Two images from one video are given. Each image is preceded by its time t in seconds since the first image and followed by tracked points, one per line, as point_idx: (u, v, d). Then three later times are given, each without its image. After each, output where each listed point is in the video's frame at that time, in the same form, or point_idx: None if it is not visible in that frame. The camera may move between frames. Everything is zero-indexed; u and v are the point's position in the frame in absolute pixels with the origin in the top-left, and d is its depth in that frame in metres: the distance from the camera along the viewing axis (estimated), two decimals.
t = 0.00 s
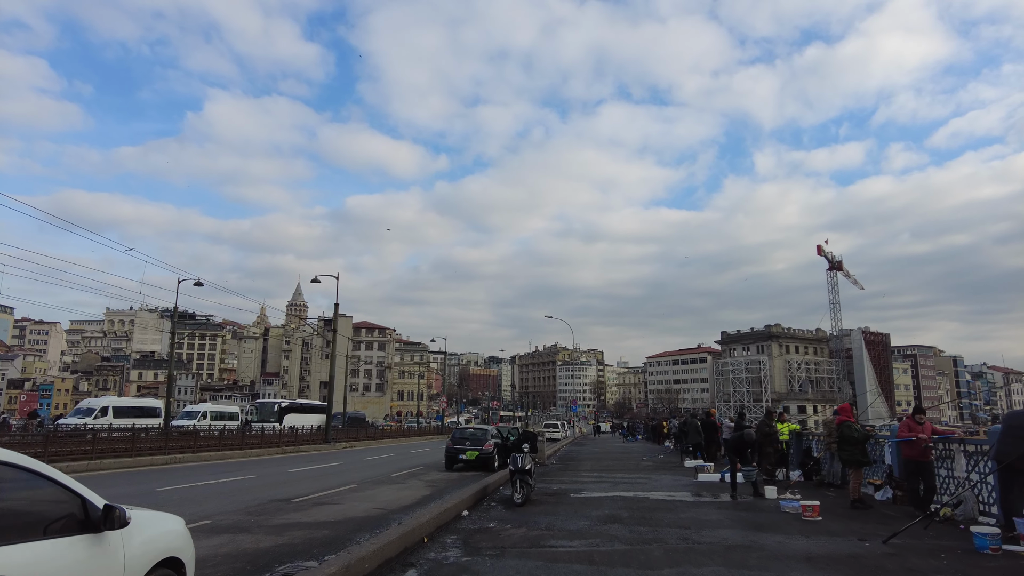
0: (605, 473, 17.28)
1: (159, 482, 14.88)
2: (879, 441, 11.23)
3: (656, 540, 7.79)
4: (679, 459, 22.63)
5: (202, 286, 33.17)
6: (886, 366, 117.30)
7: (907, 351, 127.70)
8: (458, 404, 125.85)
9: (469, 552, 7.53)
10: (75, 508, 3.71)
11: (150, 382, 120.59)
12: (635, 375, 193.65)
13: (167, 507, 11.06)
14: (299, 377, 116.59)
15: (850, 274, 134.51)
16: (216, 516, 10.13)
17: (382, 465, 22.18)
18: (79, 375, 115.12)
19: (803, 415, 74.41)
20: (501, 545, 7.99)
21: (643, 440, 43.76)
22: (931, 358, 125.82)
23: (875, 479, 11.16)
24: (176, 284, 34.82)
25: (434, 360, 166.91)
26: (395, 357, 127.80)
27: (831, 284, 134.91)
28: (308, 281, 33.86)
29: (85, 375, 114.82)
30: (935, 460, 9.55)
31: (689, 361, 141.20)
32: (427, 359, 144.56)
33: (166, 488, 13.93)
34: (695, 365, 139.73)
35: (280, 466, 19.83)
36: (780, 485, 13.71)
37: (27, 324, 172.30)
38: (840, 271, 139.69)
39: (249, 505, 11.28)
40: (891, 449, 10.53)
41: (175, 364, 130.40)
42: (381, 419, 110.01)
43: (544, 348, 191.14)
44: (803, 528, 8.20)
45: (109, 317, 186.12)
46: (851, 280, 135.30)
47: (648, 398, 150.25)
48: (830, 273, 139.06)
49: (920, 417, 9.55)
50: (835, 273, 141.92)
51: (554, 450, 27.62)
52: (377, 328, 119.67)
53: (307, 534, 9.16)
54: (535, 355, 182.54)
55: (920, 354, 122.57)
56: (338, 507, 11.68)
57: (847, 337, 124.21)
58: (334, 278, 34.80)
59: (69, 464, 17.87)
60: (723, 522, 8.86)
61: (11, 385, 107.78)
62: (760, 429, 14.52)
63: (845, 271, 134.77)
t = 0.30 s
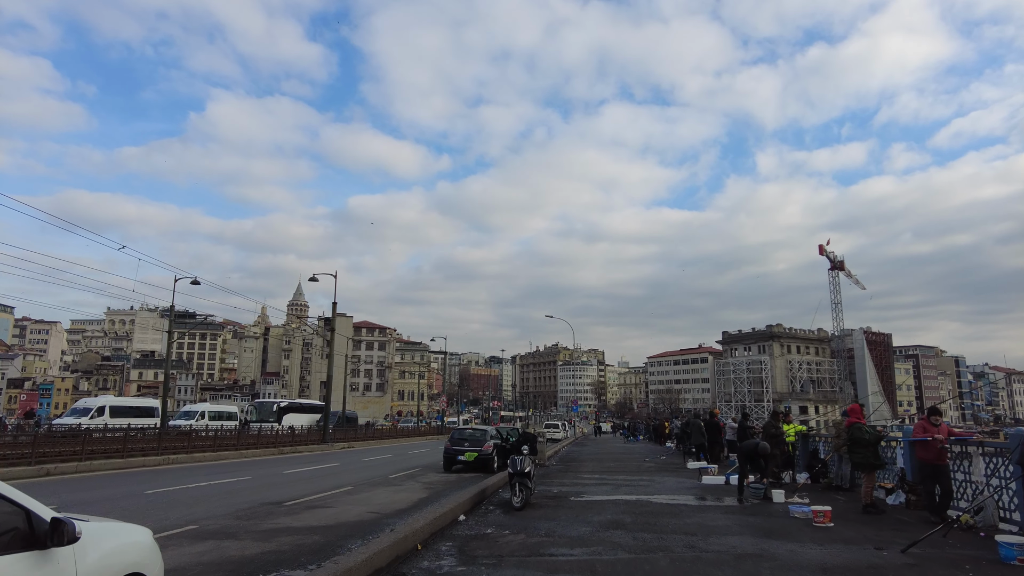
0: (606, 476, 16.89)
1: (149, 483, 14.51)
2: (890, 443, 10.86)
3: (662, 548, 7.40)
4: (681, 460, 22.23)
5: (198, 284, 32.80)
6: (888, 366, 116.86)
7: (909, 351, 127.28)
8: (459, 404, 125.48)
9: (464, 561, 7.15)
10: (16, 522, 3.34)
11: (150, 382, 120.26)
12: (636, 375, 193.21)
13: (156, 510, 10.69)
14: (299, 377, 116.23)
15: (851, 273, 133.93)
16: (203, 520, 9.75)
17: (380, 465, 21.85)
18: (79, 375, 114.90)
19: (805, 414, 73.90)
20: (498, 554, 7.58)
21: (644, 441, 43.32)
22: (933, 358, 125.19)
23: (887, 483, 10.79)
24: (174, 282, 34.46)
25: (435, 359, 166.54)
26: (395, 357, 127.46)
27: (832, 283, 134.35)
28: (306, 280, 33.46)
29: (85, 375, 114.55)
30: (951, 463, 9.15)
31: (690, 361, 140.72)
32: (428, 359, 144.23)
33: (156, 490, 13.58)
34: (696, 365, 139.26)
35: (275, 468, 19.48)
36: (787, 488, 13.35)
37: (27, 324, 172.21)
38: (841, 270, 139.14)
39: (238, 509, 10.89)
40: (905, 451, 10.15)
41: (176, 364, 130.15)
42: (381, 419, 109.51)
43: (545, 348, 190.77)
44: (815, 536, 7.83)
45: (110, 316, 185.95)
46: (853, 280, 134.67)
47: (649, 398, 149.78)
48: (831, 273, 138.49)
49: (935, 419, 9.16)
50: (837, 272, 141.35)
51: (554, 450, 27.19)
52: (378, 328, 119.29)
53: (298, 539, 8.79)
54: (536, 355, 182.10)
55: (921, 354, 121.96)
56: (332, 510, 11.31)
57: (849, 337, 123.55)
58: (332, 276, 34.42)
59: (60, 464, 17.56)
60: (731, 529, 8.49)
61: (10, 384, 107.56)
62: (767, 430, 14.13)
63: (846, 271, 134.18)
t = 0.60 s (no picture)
0: (606, 476, 16.55)
1: (138, 483, 14.19)
2: (897, 442, 10.51)
3: (664, 551, 7.04)
4: (680, 461, 21.90)
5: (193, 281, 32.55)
6: (887, 366, 116.61)
7: (908, 351, 127.07)
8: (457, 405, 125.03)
9: (454, 566, 6.79)
10: None
11: (147, 382, 119.68)
12: (634, 375, 192.98)
13: (138, 512, 10.29)
14: (297, 377, 115.79)
15: (851, 274, 133.68)
16: (186, 521, 9.36)
17: (375, 466, 21.51)
18: (76, 375, 114.35)
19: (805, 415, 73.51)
20: (489, 558, 7.20)
21: (643, 442, 42.97)
22: (932, 358, 125.00)
23: (895, 483, 10.45)
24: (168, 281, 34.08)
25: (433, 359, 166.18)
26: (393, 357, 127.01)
27: (831, 284, 134.15)
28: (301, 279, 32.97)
29: (82, 375, 113.98)
30: (964, 462, 8.76)
31: (689, 361, 140.43)
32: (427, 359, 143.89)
33: (145, 489, 13.24)
34: (695, 365, 138.98)
35: (267, 469, 19.09)
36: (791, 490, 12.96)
37: (24, 324, 171.50)
38: (841, 271, 138.90)
39: (225, 510, 10.52)
40: (915, 449, 9.81)
41: (173, 364, 129.65)
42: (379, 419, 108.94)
43: (544, 348, 190.43)
44: (824, 539, 7.49)
45: (107, 317, 185.20)
46: (852, 280, 134.43)
47: (648, 398, 149.46)
48: (830, 273, 138.28)
49: (947, 416, 8.79)
50: (836, 272, 141.13)
51: (551, 451, 26.84)
52: (376, 328, 118.84)
53: (283, 543, 8.40)
54: (535, 356, 181.77)
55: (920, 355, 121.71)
56: (322, 511, 10.97)
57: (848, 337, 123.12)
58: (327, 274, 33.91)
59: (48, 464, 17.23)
60: (734, 531, 8.18)
61: (7, 385, 107.01)
62: (770, 429, 13.78)
63: (845, 271, 133.97)
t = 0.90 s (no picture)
0: (607, 479, 16.16)
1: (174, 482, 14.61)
2: (910, 444, 10.14)
3: (670, 562, 6.64)
4: (682, 463, 21.49)
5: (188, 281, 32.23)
6: (887, 365, 116.39)
7: (908, 351, 126.96)
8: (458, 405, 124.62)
9: None
10: None
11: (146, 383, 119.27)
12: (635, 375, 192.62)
13: (123, 518, 9.88)
14: (296, 378, 115.47)
15: (851, 273, 133.34)
16: (170, 529, 8.98)
17: (371, 468, 21.07)
18: (75, 376, 114.06)
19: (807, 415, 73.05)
20: (484, 570, 6.76)
21: (643, 443, 42.59)
22: (933, 357, 124.63)
23: (908, 488, 10.06)
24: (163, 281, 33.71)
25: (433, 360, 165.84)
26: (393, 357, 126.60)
27: (832, 283, 133.84)
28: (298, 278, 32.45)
29: (80, 375, 113.60)
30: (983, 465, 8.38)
31: (689, 361, 140.06)
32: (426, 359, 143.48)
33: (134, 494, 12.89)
34: (696, 365, 138.61)
35: (259, 471, 18.66)
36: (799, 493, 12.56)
37: (23, 325, 171.11)
38: (841, 270, 138.66)
39: (211, 517, 10.12)
40: (930, 453, 9.42)
41: (172, 365, 129.18)
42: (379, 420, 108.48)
43: (544, 348, 190.10)
44: (839, 549, 7.08)
45: (106, 317, 184.85)
46: (853, 280, 134.09)
47: (648, 398, 149.06)
48: (831, 273, 137.99)
49: (966, 418, 8.41)
50: (836, 272, 140.80)
51: (551, 452, 26.45)
52: (376, 328, 118.46)
53: (269, 552, 8.00)
54: (535, 356, 181.39)
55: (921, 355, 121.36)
56: (313, 517, 10.57)
57: (849, 337, 122.70)
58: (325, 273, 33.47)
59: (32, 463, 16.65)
60: (743, 540, 7.77)
61: (6, 385, 106.61)
62: (777, 431, 13.41)
63: (846, 271, 133.66)
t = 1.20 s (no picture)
0: (609, 479, 15.82)
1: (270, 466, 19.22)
2: (928, 442, 9.71)
3: (679, 568, 6.27)
4: (686, 462, 21.11)
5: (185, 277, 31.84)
6: (891, 364, 115.61)
7: (912, 350, 126.09)
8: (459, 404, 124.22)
9: None
10: None
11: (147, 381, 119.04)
12: (637, 374, 192.28)
13: (107, 518, 9.53)
14: (298, 376, 115.18)
15: (855, 272, 132.71)
16: (154, 530, 8.60)
17: (369, 466, 20.68)
18: (76, 374, 113.90)
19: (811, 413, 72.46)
20: None
21: (647, 441, 42.24)
22: (936, 356, 124.00)
23: (925, 490, 9.66)
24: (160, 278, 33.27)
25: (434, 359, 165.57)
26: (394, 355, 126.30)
27: (835, 282, 133.29)
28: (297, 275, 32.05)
29: (81, 374, 113.38)
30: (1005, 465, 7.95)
31: (691, 360, 139.55)
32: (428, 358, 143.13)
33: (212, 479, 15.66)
34: (698, 364, 138.13)
35: (254, 469, 18.30)
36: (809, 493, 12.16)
37: (25, 323, 171.18)
38: (845, 269, 138.00)
39: (198, 517, 9.73)
40: (948, 452, 9.02)
41: (174, 363, 129.06)
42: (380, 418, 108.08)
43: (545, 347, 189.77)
44: (856, 553, 6.70)
45: (108, 316, 184.79)
46: (856, 279, 133.47)
47: (650, 396, 148.64)
48: (834, 271, 137.35)
49: (986, 415, 8.01)
50: (840, 270, 140.20)
51: (552, 450, 26.08)
52: (377, 326, 118.16)
53: (255, 554, 7.62)
54: (537, 354, 181.06)
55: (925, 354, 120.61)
56: (304, 518, 10.19)
57: (852, 335, 122.10)
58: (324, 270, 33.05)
59: (20, 462, 16.27)
60: (755, 544, 7.36)
61: (7, 383, 106.38)
62: (784, 428, 13.04)
63: (849, 269, 133.07)
